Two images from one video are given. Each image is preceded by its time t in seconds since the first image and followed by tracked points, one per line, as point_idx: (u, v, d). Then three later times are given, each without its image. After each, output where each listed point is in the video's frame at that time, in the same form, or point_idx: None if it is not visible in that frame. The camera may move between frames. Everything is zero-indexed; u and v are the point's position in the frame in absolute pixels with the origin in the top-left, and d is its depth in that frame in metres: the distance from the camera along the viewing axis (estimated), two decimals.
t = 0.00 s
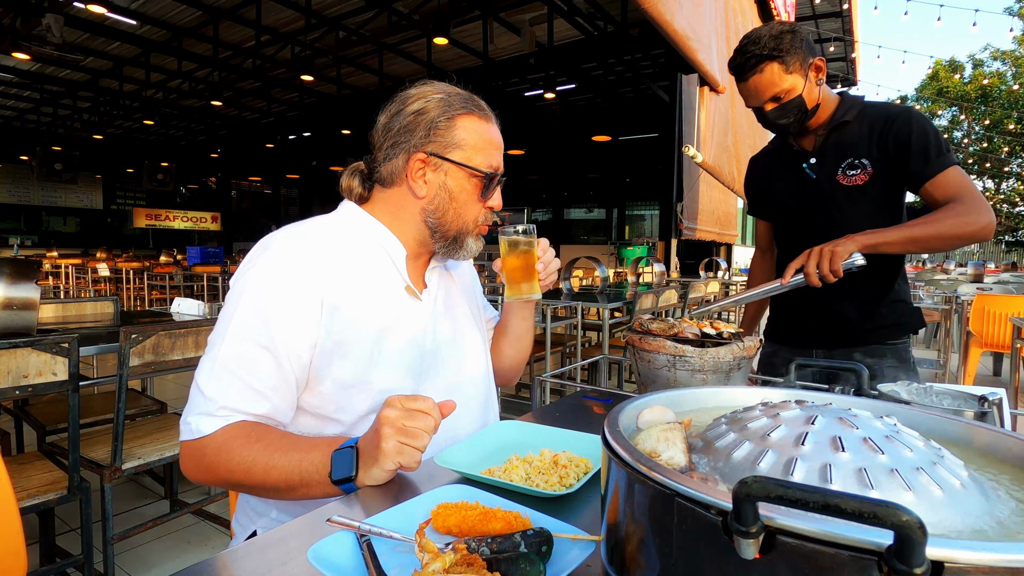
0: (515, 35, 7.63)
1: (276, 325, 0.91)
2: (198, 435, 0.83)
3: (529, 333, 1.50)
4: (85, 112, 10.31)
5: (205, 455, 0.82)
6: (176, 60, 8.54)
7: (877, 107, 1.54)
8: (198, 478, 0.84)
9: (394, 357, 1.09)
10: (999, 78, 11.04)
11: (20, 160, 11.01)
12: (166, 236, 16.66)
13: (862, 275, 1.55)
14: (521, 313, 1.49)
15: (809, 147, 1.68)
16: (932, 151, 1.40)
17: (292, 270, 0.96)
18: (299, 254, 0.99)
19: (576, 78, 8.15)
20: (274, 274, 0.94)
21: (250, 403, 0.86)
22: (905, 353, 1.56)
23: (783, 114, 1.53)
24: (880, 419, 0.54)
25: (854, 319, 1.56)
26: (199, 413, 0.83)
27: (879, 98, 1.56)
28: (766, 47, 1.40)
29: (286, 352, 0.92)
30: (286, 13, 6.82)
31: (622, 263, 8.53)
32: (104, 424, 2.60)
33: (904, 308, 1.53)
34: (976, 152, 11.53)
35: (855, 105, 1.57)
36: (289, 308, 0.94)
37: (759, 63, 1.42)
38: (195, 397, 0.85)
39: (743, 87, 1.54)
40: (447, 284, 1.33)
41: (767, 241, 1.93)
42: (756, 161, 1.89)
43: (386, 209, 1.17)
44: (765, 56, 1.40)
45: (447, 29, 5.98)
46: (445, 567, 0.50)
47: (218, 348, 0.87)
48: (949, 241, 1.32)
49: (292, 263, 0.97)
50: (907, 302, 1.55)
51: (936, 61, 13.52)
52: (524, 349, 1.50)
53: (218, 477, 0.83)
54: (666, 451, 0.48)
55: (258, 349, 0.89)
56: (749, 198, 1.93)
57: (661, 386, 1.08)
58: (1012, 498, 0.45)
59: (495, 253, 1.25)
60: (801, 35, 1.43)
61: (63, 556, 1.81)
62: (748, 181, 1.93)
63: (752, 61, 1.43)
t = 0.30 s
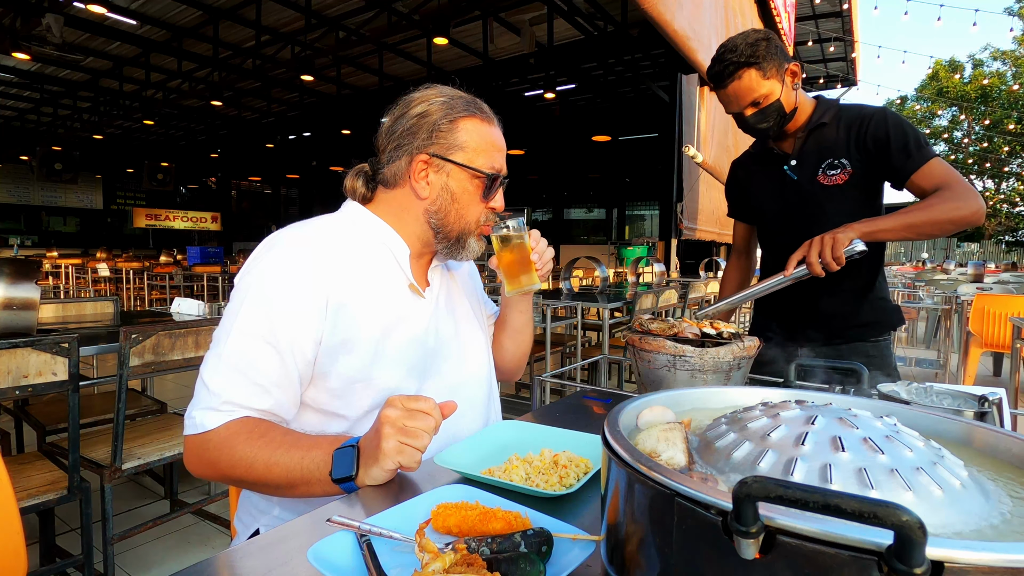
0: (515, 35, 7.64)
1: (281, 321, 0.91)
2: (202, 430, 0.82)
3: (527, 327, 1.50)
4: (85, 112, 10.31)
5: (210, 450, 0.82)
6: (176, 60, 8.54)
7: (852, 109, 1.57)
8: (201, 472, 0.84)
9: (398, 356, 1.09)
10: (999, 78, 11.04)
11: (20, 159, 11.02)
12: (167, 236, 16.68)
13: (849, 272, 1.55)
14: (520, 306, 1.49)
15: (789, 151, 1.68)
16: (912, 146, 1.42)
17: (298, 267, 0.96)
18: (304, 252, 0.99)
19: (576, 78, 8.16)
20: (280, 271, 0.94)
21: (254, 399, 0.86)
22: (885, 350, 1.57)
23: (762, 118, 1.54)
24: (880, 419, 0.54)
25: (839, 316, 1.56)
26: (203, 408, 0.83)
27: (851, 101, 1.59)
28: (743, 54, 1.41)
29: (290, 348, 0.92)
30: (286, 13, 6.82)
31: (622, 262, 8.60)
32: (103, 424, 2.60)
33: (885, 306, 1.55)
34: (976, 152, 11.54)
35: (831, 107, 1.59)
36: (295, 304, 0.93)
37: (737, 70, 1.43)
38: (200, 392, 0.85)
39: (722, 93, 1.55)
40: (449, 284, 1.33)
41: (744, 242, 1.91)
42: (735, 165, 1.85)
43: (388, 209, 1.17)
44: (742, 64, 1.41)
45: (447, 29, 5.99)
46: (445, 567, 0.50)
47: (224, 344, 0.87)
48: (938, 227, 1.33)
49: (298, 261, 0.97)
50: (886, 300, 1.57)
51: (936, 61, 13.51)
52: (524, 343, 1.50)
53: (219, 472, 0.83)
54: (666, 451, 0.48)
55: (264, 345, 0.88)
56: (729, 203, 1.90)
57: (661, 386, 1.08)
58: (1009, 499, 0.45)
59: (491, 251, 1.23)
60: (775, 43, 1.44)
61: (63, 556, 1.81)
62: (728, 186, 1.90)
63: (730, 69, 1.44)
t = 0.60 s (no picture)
0: (515, 35, 7.64)
1: (279, 321, 0.91)
2: (201, 430, 0.82)
3: (531, 319, 1.49)
4: (85, 112, 10.30)
5: (209, 451, 0.82)
6: (175, 60, 8.54)
7: (841, 108, 1.58)
8: (201, 473, 0.84)
9: (397, 355, 1.09)
10: (999, 78, 11.03)
11: (20, 159, 11.02)
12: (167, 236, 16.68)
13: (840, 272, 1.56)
14: (521, 299, 1.48)
15: (780, 151, 1.68)
16: (906, 146, 1.45)
17: (294, 266, 0.96)
18: (301, 251, 0.99)
19: (576, 78, 8.16)
20: (277, 270, 0.94)
21: (253, 398, 0.86)
22: (878, 350, 1.56)
23: (752, 119, 1.54)
24: (881, 419, 0.54)
25: (832, 315, 1.56)
26: (203, 409, 0.83)
27: (841, 101, 1.60)
28: (732, 56, 1.40)
29: (288, 347, 0.92)
30: (286, 13, 6.81)
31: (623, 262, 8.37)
32: (103, 424, 2.60)
33: (877, 306, 1.55)
34: (976, 152, 11.54)
35: (820, 108, 1.60)
36: (292, 303, 0.93)
37: (726, 72, 1.43)
38: (198, 392, 0.85)
39: (711, 96, 1.54)
40: (448, 283, 1.33)
41: (738, 244, 1.91)
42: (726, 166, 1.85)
43: (384, 209, 1.17)
44: (731, 66, 1.41)
45: (447, 29, 5.98)
46: (445, 567, 0.50)
47: (221, 344, 0.87)
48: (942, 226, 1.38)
49: (295, 260, 0.97)
50: (879, 299, 1.57)
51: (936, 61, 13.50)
52: (528, 338, 1.49)
53: (220, 473, 0.83)
54: (666, 451, 0.48)
55: (262, 344, 0.88)
56: (722, 204, 1.90)
57: (661, 386, 1.08)
58: (1013, 499, 0.45)
59: (488, 247, 1.21)
60: (763, 45, 1.44)
61: (62, 557, 1.81)
62: (721, 188, 1.90)
63: (719, 71, 1.44)
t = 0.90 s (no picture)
0: (515, 35, 7.64)
1: (275, 320, 0.91)
2: (199, 432, 0.82)
3: (531, 313, 1.49)
4: (86, 112, 10.31)
5: (208, 454, 0.82)
6: (175, 60, 8.54)
7: (839, 110, 1.58)
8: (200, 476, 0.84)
9: (394, 354, 1.09)
10: (999, 78, 11.02)
11: (20, 160, 11.03)
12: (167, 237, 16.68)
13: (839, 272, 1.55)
14: (521, 292, 1.48)
15: (777, 152, 1.67)
16: (898, 153, 1.47)
17: (291, 265, 0.96)
18: (296, 250, 0.99)
19: (576, 78, 8.16)
20: (272, 270, 0.94)
21: (250, 399, 0.86)
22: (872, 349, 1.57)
23: (752, 118, 1.54)
24: (880, 419, 0.54)
25: (827, 315, 1.56)
26: (200, 411, 0.83)
27: (839, 101, 1.60)
28: (734, 53, 1.40)
29: (284, 346, 0.92)
30: (286, 13, 6.82)
31: (623, 262, 8.41)
32: (103, 425, 2.60)
33: (871, 305, 1.56)
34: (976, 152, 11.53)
35: (818, 109, 1.60)
36: (288, 302, 0.93)
37: (728, 70, 1.43)
38: (196, 394, 0.85)
39: (711, 94, 1.54)
40: (447, 282, 1.33)
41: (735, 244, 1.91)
42: (723, 166, 1.84)
43: (380, 208, 1.17)
44: (733, 63, 1.41)
45: (447, 30, 5.99)
46: (445, 567, 0.50)
47: (218, 345, 0.87)
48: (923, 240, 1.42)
49: (291, 260, 0.97)
50: (873, 300, 1.57)
51: (936, 60, 13.49)
52: (528, 333, 1.49)
53: (219, 475, 0.83)
54: (666, 451, 0.48)
55: (258, 344, 0.88)
56: (719, 204, 1.90)
57: (662, 386, 1.08)
58: (1012, 498, 0.45)
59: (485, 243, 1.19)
60: (764, 43, 1.45)
61: (62, 556, 1.81)
62: (718, 188, 1.89)
63: (720, 69, 1.44)
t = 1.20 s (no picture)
0: (515, 35, 7.64)
1: (272, 321, 0.91)
2: (198, 436, 0.82)
3: (531, 310, 1.49)
4: (85, 112, 10.30)
5: (207, 457, 0.82)
6: (175, 60, 8.55)
7: (834, 113, 1.58)
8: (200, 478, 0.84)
9: (393, 354, 1.09)
10: (999, 78, 11.02)
11: (19, 159, 11.03)
12: (167, 237, 16.68)
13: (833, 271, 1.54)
14: (521, 289, 1.47)
15: (772, 153, 1.67)
16: (891, 158, 1.48)
17: (287, 268, 0.96)
18: (292, 252, 0.99)
19: (576, 78, 8.16)
20: (268, 272, 0.94)
21: (248, 402, 0.86)
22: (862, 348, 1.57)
23: (749, 119, 1.54)
24: (880, 419, 0.54)
25: (820, 313, 1.55)
26: (199, 413, 0.83)
27: (833, 104, 1.61)
28: (732, 54, 1.40)
29: (283, 348, 0.92)
30: (286, 13, 6.83)
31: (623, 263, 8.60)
32: (103, 425, 2.60)
33: (860, 305, 1.56)
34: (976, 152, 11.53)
35: (813, 111, 1.60)
36: (285, 303, 0.93)
37: (726, 70, 1.43)
38: (193, 397, 0.85)
39: (708, 94, 1.54)
40: (446, 282, 1.33)
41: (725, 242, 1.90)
42: (717, 166, 1.84)
43: (377, 208, 1.17)
44: (731, 64, 1.41)
45: (447, 30, 5.99)
46: (445, 567, 0.50)
47: (216, 347, 0.86)
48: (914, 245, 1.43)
49: (289, 261, 0.97)
50: (862, 300, 1.57)
51: (936, 60, 13.48)
52: (528, 330, 1.49)
53: (218, 477, 0.83)
54: (667, 451, 0.48)
55: (256, 346, 0.88)
56: (713, 205, 1.89)
57: (662, 386, 1.08)
58: (1011, 498, 0.45)
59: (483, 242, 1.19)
60: (761, 44, 1.45)
61: (62, 556, 1.81)
62: (712, 190, 1.89)
63: (719, 68, 1.43)
